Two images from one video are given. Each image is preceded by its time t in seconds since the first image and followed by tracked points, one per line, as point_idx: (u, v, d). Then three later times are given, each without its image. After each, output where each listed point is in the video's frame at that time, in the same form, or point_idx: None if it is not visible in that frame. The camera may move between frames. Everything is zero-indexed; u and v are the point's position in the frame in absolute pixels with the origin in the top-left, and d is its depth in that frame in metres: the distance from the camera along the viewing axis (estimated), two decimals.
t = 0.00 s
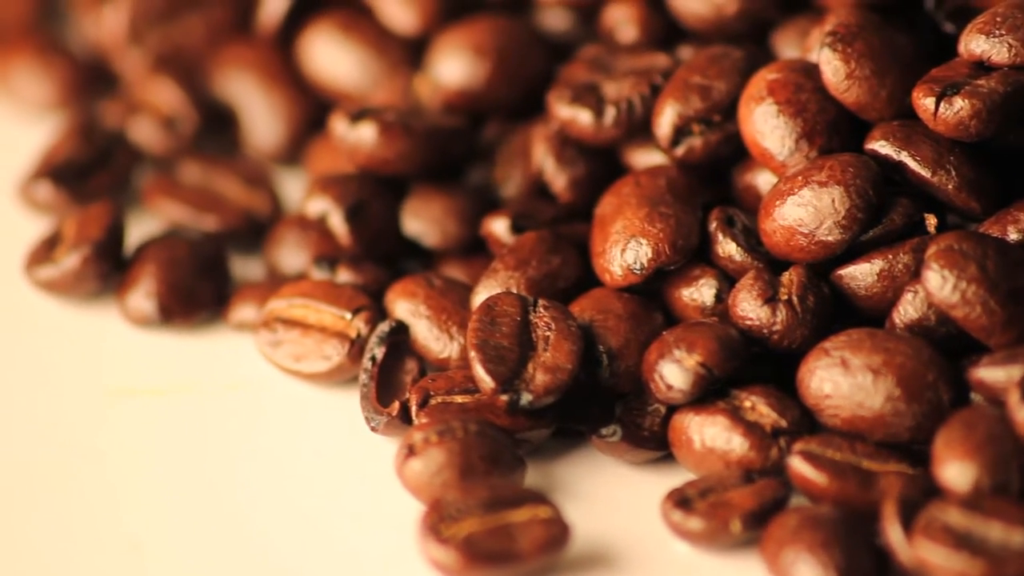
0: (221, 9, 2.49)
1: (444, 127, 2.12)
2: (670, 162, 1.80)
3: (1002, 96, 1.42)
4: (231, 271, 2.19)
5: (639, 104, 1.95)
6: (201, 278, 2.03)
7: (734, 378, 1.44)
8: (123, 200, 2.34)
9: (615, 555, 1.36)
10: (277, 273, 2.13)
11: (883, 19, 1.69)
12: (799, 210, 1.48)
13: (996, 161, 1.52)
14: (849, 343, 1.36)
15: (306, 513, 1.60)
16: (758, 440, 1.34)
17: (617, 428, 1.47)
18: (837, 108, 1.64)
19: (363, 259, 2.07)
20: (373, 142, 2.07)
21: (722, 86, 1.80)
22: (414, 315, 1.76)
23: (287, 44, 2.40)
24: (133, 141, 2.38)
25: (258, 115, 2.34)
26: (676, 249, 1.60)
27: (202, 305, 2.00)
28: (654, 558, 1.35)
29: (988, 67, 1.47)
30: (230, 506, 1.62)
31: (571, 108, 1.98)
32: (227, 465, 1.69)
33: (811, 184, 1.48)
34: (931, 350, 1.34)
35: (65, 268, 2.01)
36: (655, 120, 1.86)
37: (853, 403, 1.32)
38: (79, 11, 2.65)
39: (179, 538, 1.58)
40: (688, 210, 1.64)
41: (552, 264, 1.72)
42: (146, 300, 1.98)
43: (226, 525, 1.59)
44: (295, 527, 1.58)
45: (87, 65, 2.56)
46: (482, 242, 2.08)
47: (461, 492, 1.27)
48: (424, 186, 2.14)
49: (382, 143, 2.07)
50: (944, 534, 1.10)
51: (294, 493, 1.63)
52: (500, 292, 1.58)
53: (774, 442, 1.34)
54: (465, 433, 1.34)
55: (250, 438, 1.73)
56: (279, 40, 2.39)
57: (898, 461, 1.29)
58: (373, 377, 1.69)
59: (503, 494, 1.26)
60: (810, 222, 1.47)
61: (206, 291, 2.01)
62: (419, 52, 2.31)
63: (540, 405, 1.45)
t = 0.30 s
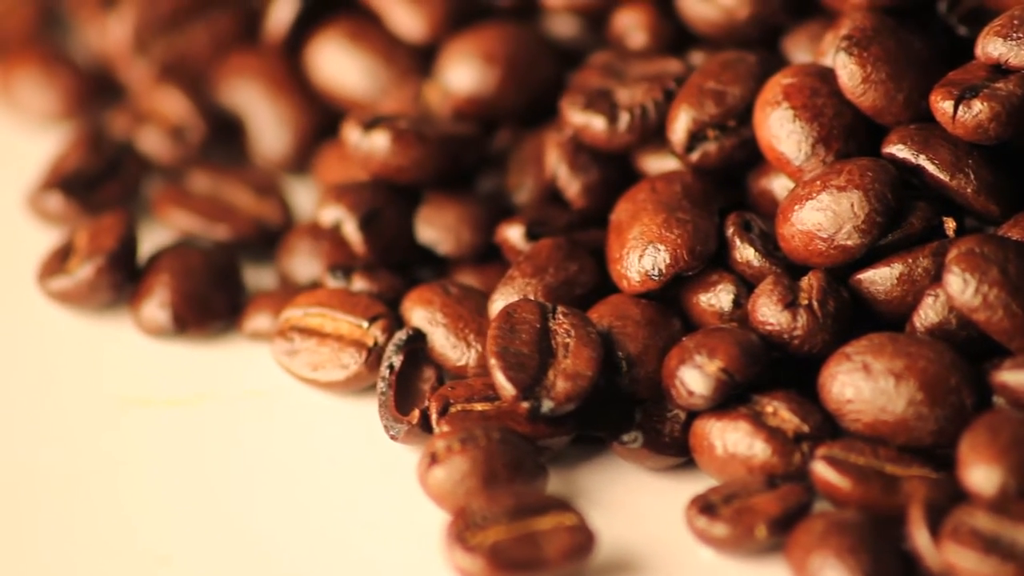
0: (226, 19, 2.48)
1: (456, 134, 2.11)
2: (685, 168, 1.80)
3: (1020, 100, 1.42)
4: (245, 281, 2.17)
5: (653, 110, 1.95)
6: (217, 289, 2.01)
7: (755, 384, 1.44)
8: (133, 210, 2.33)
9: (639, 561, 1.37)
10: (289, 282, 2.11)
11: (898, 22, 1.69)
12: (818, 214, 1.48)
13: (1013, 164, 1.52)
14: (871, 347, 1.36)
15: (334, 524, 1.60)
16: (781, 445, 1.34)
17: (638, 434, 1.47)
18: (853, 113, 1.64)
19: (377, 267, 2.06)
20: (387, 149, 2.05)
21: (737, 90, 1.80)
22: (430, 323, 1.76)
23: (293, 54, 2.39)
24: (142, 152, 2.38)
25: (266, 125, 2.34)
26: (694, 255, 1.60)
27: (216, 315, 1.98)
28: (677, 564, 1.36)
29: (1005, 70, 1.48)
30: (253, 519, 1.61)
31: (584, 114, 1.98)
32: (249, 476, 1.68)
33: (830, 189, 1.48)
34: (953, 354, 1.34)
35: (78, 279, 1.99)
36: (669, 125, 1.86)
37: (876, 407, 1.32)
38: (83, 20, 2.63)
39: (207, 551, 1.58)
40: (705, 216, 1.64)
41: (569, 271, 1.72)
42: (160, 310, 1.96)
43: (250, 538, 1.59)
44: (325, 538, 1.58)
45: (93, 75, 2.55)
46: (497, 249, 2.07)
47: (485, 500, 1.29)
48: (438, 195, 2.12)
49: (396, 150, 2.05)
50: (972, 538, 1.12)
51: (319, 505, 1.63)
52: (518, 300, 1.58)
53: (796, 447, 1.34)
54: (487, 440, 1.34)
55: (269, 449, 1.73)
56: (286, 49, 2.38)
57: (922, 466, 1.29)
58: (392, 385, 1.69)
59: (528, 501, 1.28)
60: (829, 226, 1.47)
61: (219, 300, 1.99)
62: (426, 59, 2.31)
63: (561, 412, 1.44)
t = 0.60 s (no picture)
0: (231, 27, 2.49)
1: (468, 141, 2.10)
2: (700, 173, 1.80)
3: None
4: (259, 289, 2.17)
5: (668, 114, 1.94)
6: (232, 297, 2.00)
7: (777, 389, 1.44)
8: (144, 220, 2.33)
9: (665, 568, 1.38)
10: (303, 290, 2.11)
11: (914, 26, 1.69)
12: (837, 218, 1.48)
13: None
14: (893, 351, 1.35)
15: (355, 534, 1.60)
16: (804, 450, 1.34)
17: (661, 440, 1.47)
18: (869, 117, 1.65)
19: (392, 275, 2.04)
20: (400, 157, 2.04)
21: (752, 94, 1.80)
22: (447, 331, 1.76)
23: (300, 62, 2.39)
24: (150, 161, 2.36)
25: (273, 132, 2.34)
26: (713, 260, 1.60)
27: (231, 323, 1.97)
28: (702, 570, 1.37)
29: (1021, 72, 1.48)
30: (280, 527, 1.62)
31: (599, 120, 1.97)
32: (272, 487, 1.69)
33: (849, 193, 1.48)
34: (975, 357, 1.34)
35: (92, 289, 1.97)
36: (684, 130, 1.86)
37: (898, 411, 1.32)
38: (87, 29, 2.61)
39: (228, 564, 1.58)
40: (722, 222, 1.65)
41: (586, 277, 1.73)
42: (176, 319, 1.94)
43: (278, 547, 1.60)
44: (347, 548, 1.58)
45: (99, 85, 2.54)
46: (511, 256, 2.07)
47: (512, 506, 1.29)
48: (451, 202, 2.11)
49: (408, 157, 2.04)
50: (1000, 542, 1.12)
51: (345, 514, 1.63)
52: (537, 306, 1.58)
53: (820, 452, 1.34)
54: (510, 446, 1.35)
55: (291, 457, 1.73)
56: (294, 58, 2.38)
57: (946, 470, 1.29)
58: (411, 392, 1.68)
59: (553, 507, 1.29)
60: (848, 231, 1.47)
61: (234, 308, 1.99)
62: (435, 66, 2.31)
63: (583, 418, 1.45)
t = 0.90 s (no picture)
0: (236, 38, 2.48)
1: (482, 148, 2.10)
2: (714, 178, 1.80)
3: None
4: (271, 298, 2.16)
5: (681, 121, 1.94)
6: (246, 306, 1.99)
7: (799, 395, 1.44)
8: (153, 227, 2.31)
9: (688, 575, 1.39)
10: (315, 298, 2.10)
11: (929, 29, 1.69)
12: (855, 222, 1.48)
13: None
14: (914, 355, 1.35)
15: (375, 546, 1.61)
16: (827, 455, 1.34)
17: (682, 445, 1.47)
18: (886, 120, 1.65)
19: (407, 283, 2.05)
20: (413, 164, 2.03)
21: (766, 99, 1.80)
22: (463, 338, 1.76)
23: (308, 71, 2.40)
24: (159, 171, 2.35)
25: (281, 141, 2.35)
26: (732, 265, 1.60)
27: (246, 332, 1.96)
28: None
29: None
30: (294, 541, 1.63)
31: (614, 126, 1.97)
32: (290, 498, 1.69)
33: (868, 197, 1.48)
34: (996, 361, 1.34)
35: (106, 300, 1.97)
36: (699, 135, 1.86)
37: (921, 415, 1.32)
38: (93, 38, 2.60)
39: None
40: (739, 227, 1.65)
41: (604, 283, 1.73)
42: (190, 329, 1.94)
43: (298, 560, 1.60)
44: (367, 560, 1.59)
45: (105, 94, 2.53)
46: (526, 263, 2.06)
47: (537, 514, 1.30)
48: (466, 211, 2.10)
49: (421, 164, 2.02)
50: None
51: (364, 525, 1.64)
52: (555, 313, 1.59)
53: (843, 457, 1.34)
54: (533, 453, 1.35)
55: (309, 468, 1.73)
56: (302, 66, 2.39)
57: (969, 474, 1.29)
58: (430, 399, 1.69)
59: (578, 514, 1.30)
60: (867, 235, 1.47)
61: (249, 317, 1.98)
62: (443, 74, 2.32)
63: (604, 425, 1.45)
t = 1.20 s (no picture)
0: (246, 48, 2.49)
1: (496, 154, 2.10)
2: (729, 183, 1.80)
3: None
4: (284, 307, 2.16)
5: (695, 126, 1.94)
6: (261, 316, 1.99)
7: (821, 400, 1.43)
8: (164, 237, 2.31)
9: None
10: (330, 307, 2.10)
11: (944, 32, 1.69)
12: (874, 226, 1.48)
13: None
14: (936, 359, 1.35)
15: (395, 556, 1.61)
16: (851, 460, 1.34)
17: (705, 451, 1.47)
18: (902, 124, 1.65)
19: (422, 291, 2.05)
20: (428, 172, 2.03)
21: (781, 103, 1.80)
22: (480, 345, 1.76)
23: (316, 80, 2.41)
24: (169, 181, 2.35)
25: (289, 150, 2.35)
26: (750, 270, 1.60)
27: (261, 342, 1.96)
28: None
29: None
30: (311, 553, 1.63)
31: (628, 132, 1.97)
32: (308, 508, 1.69)
33: (887, 201, 1.48)
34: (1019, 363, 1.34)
35: (121, 310, 1.96)
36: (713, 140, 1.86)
37: (944, 419, 1.32)
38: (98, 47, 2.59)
39: None
40: (757, 232, 1.65)
41: (621, 289, 1.73)
42: (205, 339, 1.94)
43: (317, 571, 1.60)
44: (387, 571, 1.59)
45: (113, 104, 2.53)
46: (540, 270, 2.07)
47: (563, 521, 1.31)
48: (480, 218, 2.09)
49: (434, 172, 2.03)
50: None
51: (383, 535, 1.64)
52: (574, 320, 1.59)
53: (866, 461, 1.35)
54: (558, 460, 1.36)
55: (326, 479, 1.74)
56: (310, 74, 2.39)
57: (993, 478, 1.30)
58: (450, 407, 1.68)
59: (603, 520, 1.32)
60: (887, 239, 1.47)
61: (264, 326, 1.98)
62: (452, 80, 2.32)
63: (626, 432, 1.45)
